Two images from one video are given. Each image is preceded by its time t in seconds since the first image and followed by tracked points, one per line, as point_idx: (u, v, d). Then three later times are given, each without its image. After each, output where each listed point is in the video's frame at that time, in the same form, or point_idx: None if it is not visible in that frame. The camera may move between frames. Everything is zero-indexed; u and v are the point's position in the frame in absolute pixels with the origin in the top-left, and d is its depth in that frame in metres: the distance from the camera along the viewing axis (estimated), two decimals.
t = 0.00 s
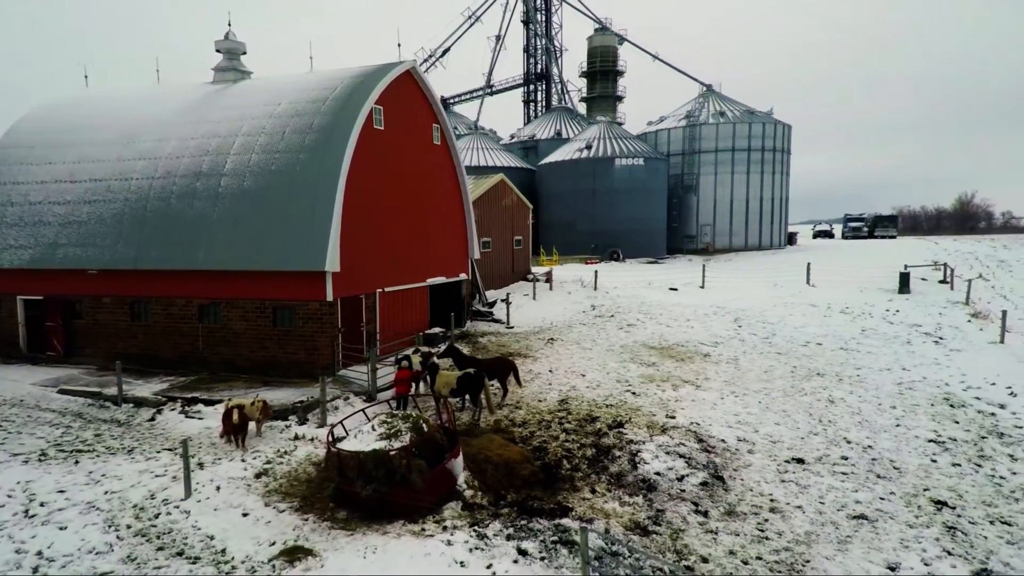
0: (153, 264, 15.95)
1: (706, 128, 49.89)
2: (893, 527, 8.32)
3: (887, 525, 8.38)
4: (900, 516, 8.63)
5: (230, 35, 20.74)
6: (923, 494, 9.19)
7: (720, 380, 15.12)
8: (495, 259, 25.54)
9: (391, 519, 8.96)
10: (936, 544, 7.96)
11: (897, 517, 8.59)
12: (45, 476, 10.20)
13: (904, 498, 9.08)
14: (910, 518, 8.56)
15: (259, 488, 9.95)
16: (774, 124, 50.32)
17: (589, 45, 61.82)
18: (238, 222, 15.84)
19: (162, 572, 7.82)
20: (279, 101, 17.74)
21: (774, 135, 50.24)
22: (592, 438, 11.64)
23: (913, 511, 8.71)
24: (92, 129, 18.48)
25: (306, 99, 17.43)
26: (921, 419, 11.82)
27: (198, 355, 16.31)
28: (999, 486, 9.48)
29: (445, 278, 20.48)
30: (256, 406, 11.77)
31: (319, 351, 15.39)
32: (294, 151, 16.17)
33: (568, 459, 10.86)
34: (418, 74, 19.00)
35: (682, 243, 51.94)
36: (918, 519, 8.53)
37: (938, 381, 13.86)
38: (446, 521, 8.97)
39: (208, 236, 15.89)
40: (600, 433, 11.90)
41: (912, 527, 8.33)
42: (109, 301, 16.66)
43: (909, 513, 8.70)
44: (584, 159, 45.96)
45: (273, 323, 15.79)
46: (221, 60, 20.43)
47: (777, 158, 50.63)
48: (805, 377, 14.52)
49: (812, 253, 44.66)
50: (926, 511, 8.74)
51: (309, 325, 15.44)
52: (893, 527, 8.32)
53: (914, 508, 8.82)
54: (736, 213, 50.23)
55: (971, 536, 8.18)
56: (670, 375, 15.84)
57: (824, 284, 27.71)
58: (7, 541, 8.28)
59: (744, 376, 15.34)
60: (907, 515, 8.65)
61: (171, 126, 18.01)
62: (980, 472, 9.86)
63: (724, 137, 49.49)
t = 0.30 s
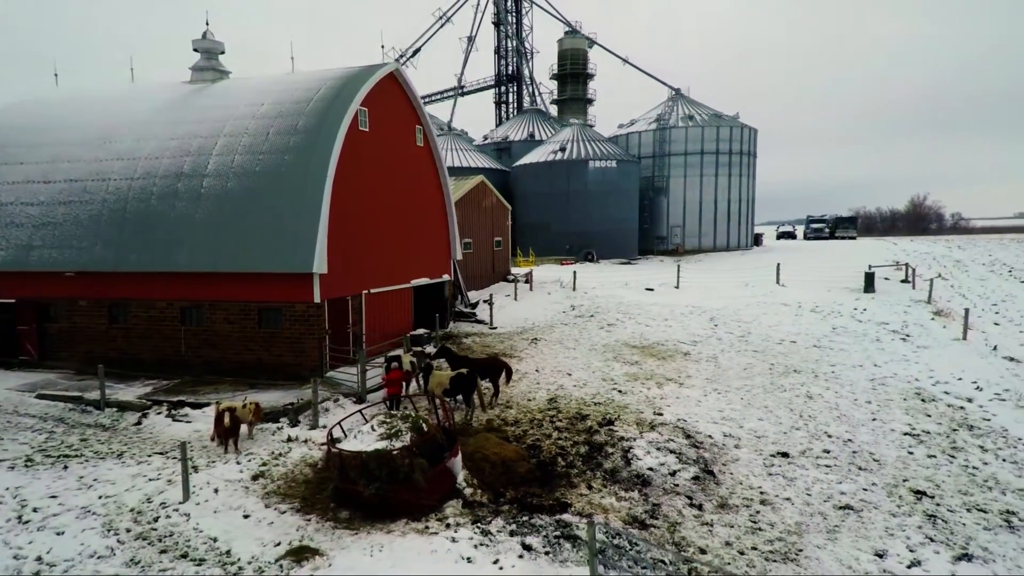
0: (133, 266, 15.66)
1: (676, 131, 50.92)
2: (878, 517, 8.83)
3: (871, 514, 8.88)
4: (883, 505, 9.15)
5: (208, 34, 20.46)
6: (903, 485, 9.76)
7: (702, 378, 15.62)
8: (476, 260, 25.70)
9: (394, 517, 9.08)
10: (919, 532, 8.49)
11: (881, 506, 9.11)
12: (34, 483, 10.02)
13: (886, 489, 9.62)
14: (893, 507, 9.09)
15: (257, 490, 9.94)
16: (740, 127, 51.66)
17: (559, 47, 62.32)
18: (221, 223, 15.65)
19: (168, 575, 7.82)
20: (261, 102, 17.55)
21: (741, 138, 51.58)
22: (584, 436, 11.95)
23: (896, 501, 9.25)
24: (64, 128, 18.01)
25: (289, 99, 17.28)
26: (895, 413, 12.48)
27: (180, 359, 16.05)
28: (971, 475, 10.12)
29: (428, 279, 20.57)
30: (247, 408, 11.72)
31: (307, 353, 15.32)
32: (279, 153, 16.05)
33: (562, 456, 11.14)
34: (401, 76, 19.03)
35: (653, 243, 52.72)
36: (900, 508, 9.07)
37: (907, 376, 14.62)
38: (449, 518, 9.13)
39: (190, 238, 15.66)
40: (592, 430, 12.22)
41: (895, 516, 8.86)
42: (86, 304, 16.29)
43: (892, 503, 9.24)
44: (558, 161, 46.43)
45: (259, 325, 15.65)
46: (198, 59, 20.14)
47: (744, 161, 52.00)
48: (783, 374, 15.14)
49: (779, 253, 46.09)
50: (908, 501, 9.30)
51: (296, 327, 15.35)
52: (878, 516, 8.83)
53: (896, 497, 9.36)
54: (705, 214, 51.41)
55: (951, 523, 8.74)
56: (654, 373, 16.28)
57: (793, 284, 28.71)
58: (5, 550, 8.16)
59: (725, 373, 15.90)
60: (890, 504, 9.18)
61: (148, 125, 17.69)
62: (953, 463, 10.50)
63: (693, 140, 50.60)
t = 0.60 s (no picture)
0: (118, 268, 15.42)
1: (651, 134, 51.78)
2: (866, 508, 9.31)
3: (860, 506, 9.35)
4: (871, 497, 9.64)
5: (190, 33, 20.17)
6: (887, 478, 10.27)
7: (688, 376, 16.07)
8: (460, 261, 25.82)
9: (400, 516, 9.21)
10: (907, 522, 8.99)
11: (869, 498, 9.60)
12: (29, 488, 9.91)
13: (873, 481, 10.13)
14: (880, 499, 9.59)
15: (259, 491, 9.96)
16: (713, 131, 52.73)
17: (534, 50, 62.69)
18: (209, 225, 15.47)
19: None
20: (248, 102, 17.36)
21: (714, 142, 52.65)
22: (579, 434, 12.23)
23: (883, 493, 9.75)
24: (42, 127, 17.64)
25: (277, 100, 17.13)
26: (875, 409, 13.07)
27: (166, 362, 15.86)
28: (951, 468, 10.69)
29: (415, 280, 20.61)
30: (243, 410, 11.72)
31: (297, 355, 15.25)
32: (268, 154, 15.91)
33: (559, 454, 11.41)
34: (389, 78, 19.02)
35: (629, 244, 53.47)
36: (886, 500, 9.57)
37: (883, 373, 15.27)
38: (453, 516, 9.29)
39: (177, 240, 15.46)
40: (586, 429, 12.52)
41: (883, 507, 9.36)
42: (68, 307, 16.02)
43: (879, 495, 9.73)
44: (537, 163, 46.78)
45: (248, 327, 15.53)
46: (181, 59, 19.80)
47: (717, 164, 53.09)
48: (766, 372, 15.70)
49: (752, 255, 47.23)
50: (893, 493, 9.80)
51: (286, 328, 15.27)
52: (866, 507, 9.31)
53: (882, 490, 9.86)
54: (681, 216, 52.34)
55: (935, 513, 9.27)
56: (641, 372, 16.69)
57: (768, 284, 29.53)
58: (9, 555, 8.11)
59: (709, 371, 16.40)
60: (877, 496, 9.68)
61: (130, 125, 17.43)
62: (932, 456, 11.07)
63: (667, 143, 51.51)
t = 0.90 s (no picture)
0: (113, 270, 15.27)
1: (634, 137, 52.43)
2: (863, 502, 9.81)
3: (857, 500, 9.86)
4: (866, 492, 10.15)
5: (183, 34, 19.95)
6: (881, 473, 10.78)
7: (681, 375, 16.47)
8: (451, 263, 25.97)
9: (411, 514, 9.39)
10: (902, 514, 9.50)
11: (864, 493, 10.10)
12: (36, 492, 9.87)
13: (867, 476, 10.63)
14: (876, 493, 10.10)
15: (269, 491, 10.05)
16: (695, 134, 53.56)
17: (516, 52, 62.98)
18: (206, 226, 15.38)
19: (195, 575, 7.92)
20: (243, 103, 17.23)
21: (695, 144, 53.47)
22: (580, 433, 12.53)
23: (877, 487, 10.26)
24: (29, 127, 17.37)
25: (274, 101, 17.04)
26: (864, 406, 13.60)
27: (162, 364, 15.74)
28: (941, 462, 11.21)
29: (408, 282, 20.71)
30: (247, 412, 11.78)
31: (295, 356, 15.24)
32: (265, 156, 15.85)
33: (562, 452, 11.68)
34: (385, 80, 19.06)
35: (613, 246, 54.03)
36: (882, 494, 10.07)
37: (869, 371, 15.83)
38: (464, 513, 9.49)
39: (173, 242, 15.33)
40: (587, 427, 12.82)
41: (878, 501, 9.86)
42: (60, 310, 15.83)
43: (874, 489, 10.24)
44: (523, 165, 47.07)
45: (245, 329, 15.48)
46: (173, 60, 19.60)
47: (698, 166, 53.91)
48: (757, 371, 16.17)
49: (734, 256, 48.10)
50: (887, 487, 10.31)
51: (284, 330, 15.26)
52: (863, 501, 9.81)
53: (876, 484, 10.38)
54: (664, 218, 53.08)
55: (928, 506, 9.78)
56: (635, 371, 17.04)
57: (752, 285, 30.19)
58: (27, 559, 8.13)
59: (701, 370, 16.82)
60: (872, 491, 10.19)
61: (121, 125, 17.23)
62: (921, 451, 11.61)
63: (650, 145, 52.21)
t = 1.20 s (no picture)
0: (118, 271, 15.29)
1: (625, 139, 52.95)
2: (866, 496, 10.23)
3: (859, 494, 10.28)
4: (868, 486, 10.57)
5: (183, 35, 19.77)
6: (881, 467, 11.21)
7: (680, 374, 16.83)
8: (449, 264, 26.19)
9: (429, 509, 9.62)
10: (904, 507, 9.93)
11: (866, 487, 10.54)
12: (54, 492, 9.97)
13: (868, 471, 11.06)
14: (877, 487, 10.53)
15: (287, 489, 10.22)
16: (684, 136, 54.19)
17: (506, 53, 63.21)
18: (212, 228, 15.42)
19: (222, 570, 8.09)
20: (246, 105, 17.23)
21: (685, 147, 54.09)
22: (587, 431, 12.83)
23: (879, 482, 10.68)
24: (30, 129, 17.30)
25: (278, 104, 17.09)
26: (860, 403, 14.05)
27: (167, 366, 15.76)
28: (938, 457, 11.65)
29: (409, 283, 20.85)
30: (260, 411, 11.97)
31: (301, 357, 15.34)
32: (270, 158, 15.91)
33: (571, 449, 11.98)
34: (387, 83, 19.17)
35: (604, 247, 54.50)
36: (883, 488, 10.50)
37: (864, 370, 16.30)
38: (480, 509, 9.73)
39: (178, 244, 15.36)
40: (593, 425, 13.13)
41: (880, 495, 10.28)
42: (63, 311, 15.81)
43: (875, 483, 10.67)
44: (516, 166, 47.35)
45: (251, 330, 15.53)
46: (173, 62, 19.43)
47: (688, 168, 54.54)
48: (755, 370, 16.58)
49: (724, 257, 48.76)
50: (888, 481, 10.74)
51: (290, 331, 15.34)
52: (865, 495, 10.24)
53: (877, 479, 10.81)
54: (656, 219, 53.60)
55: (929, 499, 10.21)
56: (635, 370, 17.38)
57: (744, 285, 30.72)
58: (55, 556, 8.28)
59: (700, 369, 17.21)
60: (874, 485, 10.61)
61: (123, 127, 17.17)
62: (919, 446, 12.05)
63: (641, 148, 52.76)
